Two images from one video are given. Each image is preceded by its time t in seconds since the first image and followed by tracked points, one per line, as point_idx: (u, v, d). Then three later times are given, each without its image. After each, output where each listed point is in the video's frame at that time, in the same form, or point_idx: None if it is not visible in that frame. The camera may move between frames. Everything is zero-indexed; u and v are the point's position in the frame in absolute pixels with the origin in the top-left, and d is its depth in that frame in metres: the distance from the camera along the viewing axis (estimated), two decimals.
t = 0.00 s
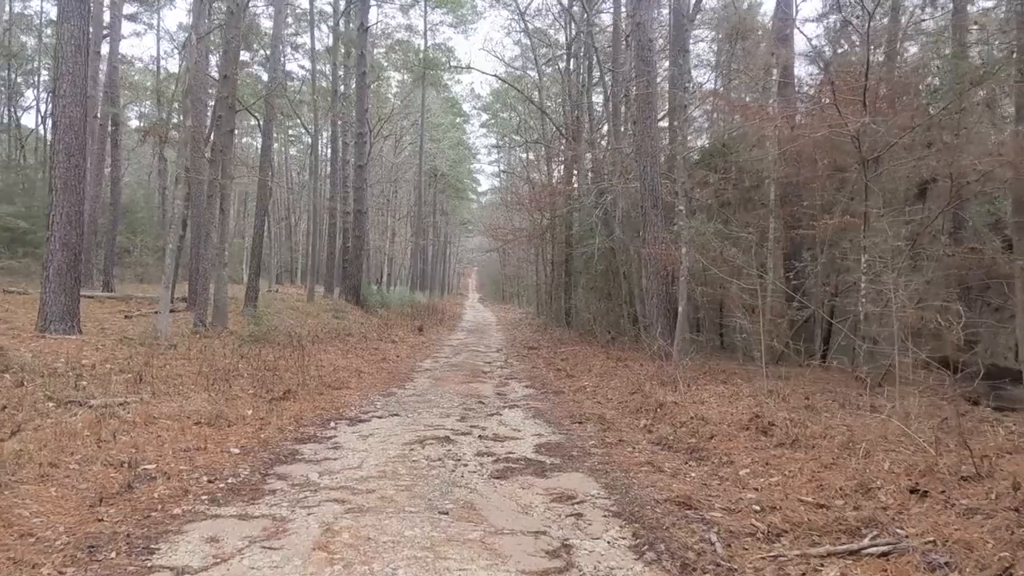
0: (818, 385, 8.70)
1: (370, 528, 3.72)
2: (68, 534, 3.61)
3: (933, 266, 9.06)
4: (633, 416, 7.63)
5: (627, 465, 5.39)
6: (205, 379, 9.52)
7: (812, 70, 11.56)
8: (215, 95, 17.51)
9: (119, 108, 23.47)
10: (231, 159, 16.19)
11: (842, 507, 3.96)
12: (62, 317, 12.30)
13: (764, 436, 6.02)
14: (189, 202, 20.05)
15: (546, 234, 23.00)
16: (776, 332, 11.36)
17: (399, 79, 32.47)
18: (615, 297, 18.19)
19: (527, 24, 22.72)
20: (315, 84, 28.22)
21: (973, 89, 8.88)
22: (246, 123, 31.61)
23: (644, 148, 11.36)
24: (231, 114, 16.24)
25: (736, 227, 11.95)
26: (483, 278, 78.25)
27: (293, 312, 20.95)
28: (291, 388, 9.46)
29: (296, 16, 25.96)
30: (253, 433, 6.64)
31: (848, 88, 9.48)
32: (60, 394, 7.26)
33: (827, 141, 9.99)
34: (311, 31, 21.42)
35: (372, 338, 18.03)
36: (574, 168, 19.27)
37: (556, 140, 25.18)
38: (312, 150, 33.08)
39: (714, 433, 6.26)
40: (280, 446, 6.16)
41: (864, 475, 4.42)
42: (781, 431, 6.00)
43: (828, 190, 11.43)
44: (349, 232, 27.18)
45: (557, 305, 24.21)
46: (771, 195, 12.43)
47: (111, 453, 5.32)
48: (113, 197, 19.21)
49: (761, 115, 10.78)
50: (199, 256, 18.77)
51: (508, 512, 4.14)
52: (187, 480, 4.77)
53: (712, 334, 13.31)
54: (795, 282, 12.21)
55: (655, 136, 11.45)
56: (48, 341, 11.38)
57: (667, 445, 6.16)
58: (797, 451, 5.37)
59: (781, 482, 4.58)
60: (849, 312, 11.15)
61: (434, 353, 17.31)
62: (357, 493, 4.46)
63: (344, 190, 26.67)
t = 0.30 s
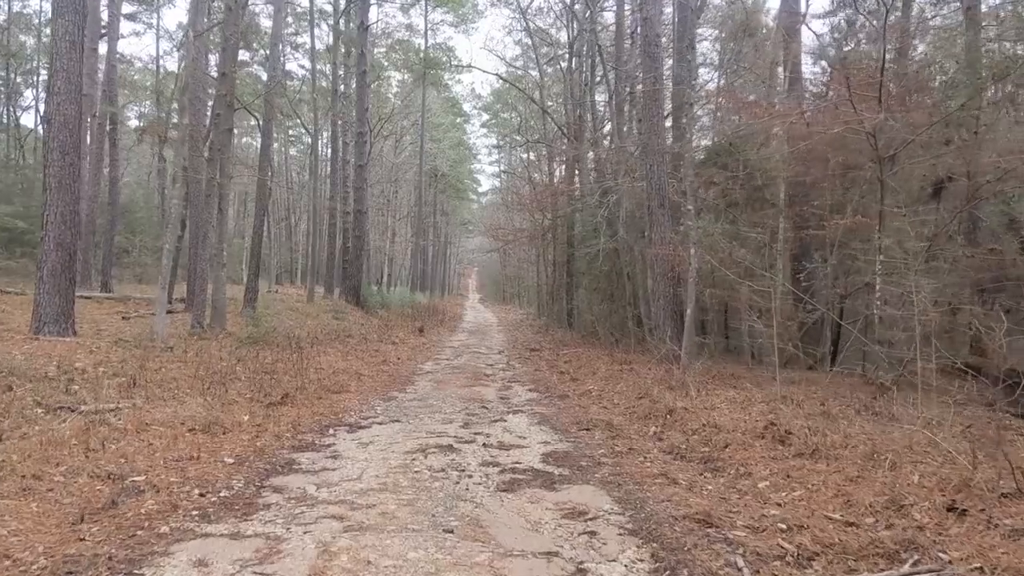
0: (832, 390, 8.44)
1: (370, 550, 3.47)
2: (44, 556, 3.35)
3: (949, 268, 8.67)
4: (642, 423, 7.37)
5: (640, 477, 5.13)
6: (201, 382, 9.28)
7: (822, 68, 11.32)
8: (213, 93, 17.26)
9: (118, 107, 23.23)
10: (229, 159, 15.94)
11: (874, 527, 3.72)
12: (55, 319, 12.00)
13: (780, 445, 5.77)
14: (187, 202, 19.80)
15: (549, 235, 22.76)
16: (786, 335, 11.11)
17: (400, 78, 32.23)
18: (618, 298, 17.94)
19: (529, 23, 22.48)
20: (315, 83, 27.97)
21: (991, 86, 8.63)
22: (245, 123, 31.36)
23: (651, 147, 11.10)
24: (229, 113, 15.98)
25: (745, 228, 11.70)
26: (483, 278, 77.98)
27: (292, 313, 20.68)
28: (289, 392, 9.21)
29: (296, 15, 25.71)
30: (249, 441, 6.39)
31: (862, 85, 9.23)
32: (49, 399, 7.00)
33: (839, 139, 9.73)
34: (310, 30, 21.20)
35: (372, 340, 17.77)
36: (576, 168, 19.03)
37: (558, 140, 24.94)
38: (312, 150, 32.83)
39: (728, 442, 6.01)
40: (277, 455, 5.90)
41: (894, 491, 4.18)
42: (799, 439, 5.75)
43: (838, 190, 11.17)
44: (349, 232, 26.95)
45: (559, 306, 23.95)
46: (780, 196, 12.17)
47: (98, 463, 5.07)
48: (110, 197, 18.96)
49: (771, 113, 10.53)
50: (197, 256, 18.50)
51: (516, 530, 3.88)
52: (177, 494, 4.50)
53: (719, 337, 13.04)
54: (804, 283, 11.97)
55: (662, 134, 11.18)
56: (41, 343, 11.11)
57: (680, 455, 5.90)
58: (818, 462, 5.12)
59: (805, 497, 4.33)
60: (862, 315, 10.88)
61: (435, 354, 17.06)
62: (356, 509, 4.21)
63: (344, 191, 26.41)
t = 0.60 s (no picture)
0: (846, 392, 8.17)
1: (368, 568, 3.21)
2: None
3: (967, 266, 8.37)
4: (652, 426, 7.12)
5: (654, 484, 4.86)
6: (196, 384, 9.02)
7: (834, 61, 11.08)
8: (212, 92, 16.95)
9: (116, 105, 22.94)
10: (227, 157, 15.66)
11: (909, 541, 3.48)
12: (49, 320, 11.60)
13: (799, 449, 5.52)
14: (185, 201, 19.53)
15: (550, 234, 22.52)
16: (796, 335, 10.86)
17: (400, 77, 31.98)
18: (622, 297, 17.72)
19: (531, 20, 22.23)
20: (315, 82, 27.70)
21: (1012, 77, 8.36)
22: (244, 121, 31.09)
23: (657, 142, 10.83)
24: (226, 110, 15.68)
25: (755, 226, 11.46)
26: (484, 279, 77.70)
27: (291, 313, 20.44)
28: (286, 394, 8.95)
29: (295, 13, 25.43)
30: (243, 445, 6.12)
31: (878, 76, 8.96)
32: (37, 402, 6.74)
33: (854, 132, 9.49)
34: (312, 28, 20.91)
35: (372, 339, 17.52)
36: (579, 165, 18.76)
37: (559, 138, 24.68)
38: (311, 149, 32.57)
39: (744, 446, 5.75)
40: (271, 460, 5.64)
41: (929, 501, 3.93)
42: (819, 443, 5.49)
43: (848, 186, 10.93)
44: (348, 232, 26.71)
45: (561, 306, 23.69)
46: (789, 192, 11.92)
47: (83, 471, 4.80)
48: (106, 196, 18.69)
49: (782, 106, 10.27)
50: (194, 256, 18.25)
51: (525, 545, 3.61)
52: (163, 505, 4.22)
53: (727, 336, 12.79)
54: (814, 281, 11.72)
55: (669, 130, 10.93)
56: (33, 343, 10.80)
57: (693, 459, 5.65)
58: (842, 468, 4.87)
59: (833, 507, 4.08)
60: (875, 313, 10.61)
61: (436, 355, 16.81)
62: (353, 520, 3.95)
63: (344, 190, 26.14)
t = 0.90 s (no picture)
0: (863, 398, 7.89)
1: None
2: None
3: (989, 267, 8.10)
4: (663, 433, 6.83)
5: (670, 498, 4.59)
6: (190, 388, 8.74)
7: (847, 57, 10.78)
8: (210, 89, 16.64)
9: (113, 103, 22.61)
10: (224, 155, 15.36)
11: (954, 567, 3.21)
12: (42, 320, 11.04)
13: (821, 460, 5.25)
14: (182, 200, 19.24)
15: (552, 234, 22.22)
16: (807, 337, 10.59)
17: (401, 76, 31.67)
18: (626, 298, 17.44)
19: (534, 17, 21.90)
20: (315, 80, 27.39)
21: None
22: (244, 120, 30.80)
23: (665, 139, 10.52)
24: (223, 108, 15.38)
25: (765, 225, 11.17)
26: (485, 279, 77.41)
27: (290, 313, 20.16)
28: (282, 398, 8.67)
29: (294, 10, 25.11)
30: (236, 454, 5.84)
31: (895, 71, 8.66)
32: (21, 408, 6.45)
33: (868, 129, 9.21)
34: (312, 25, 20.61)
35: (372, 340, 17.24)
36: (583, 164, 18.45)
37: (561, 137, 24.37)
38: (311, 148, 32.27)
39: (762, 456, 5.48)
40: (264, 471, 5.36)
41: (970, 521, 3.67)
42: (842, 454, 5.22)
43: (860, 185, 10.64)
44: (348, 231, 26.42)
45: (563, 306, 23.38)
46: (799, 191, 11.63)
47: (63, 485, 4.52)
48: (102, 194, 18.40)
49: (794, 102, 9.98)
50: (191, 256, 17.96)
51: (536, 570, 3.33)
52: (146, 523, 3.93)
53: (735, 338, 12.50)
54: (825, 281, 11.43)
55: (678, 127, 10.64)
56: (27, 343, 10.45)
57: (709, 471, 5.38)
58: (869, 482, 4.60)
59: (866, 526, 3.81)
60: (888, 316, 10.32)
61: (437, 356, 16.52)
62: (350, 541, 3.68)
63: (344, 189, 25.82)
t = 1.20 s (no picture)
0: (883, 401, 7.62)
1: None
2: None
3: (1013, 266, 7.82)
4: (677, 438, 6.56)
5: (692, 510, 4.31)
6: (185, 390, 8.47)
7: (862, 49, 10.48)
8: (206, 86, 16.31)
9: (111, 101, 22.30)
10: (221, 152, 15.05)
11: None
12: (35, 320, 10.70)
13: (847, 468, 4.98)
14: (181, 199, 18.95)
15: (555, 233, 21.90)
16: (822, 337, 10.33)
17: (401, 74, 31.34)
18: (631, 297, 17.19)
19: (536, 14, 21.57)
20: (314, 79, 27.08)
21: None
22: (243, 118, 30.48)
23: (675, 135, 10.23)
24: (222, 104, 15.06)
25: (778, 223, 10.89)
26: (485, 279, 77.08)
27: (289, 313, 19.87)
28: (279, 401, 8.38)
29: (294, 7, 24.80)
30: (231, 461, 5.57)
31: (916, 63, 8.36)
32: (6, 412, 6.18)
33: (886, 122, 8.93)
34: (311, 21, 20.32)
35: (373, 341, 16.95)
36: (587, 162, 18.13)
37: (563, 135, 24.06)
38: (311, 147, 31.95)
39: (784, 464, 5.21)
40: (260, 479, 5.09)
41: (1020, 539, 3.41)
42: (871, 462, 4.95)
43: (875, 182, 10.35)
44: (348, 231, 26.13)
45: (565, 306, 23.09)
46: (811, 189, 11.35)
47: (45, 496, 4.25)
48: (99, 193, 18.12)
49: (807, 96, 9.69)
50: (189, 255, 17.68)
51: None
52: (131, 539, 3.66)
53: (745, 340, 12.23)
54: (839, 280, 11.15)
55: (687, 123, 10.37)
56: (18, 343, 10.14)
57: (729, 480, 5.11)
58: (904, 495, 4.33)
59: (906, 545, 3.56)
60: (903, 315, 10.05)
61: (439, 357, 16.23)
62: (350, 559, 3.41)
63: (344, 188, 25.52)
